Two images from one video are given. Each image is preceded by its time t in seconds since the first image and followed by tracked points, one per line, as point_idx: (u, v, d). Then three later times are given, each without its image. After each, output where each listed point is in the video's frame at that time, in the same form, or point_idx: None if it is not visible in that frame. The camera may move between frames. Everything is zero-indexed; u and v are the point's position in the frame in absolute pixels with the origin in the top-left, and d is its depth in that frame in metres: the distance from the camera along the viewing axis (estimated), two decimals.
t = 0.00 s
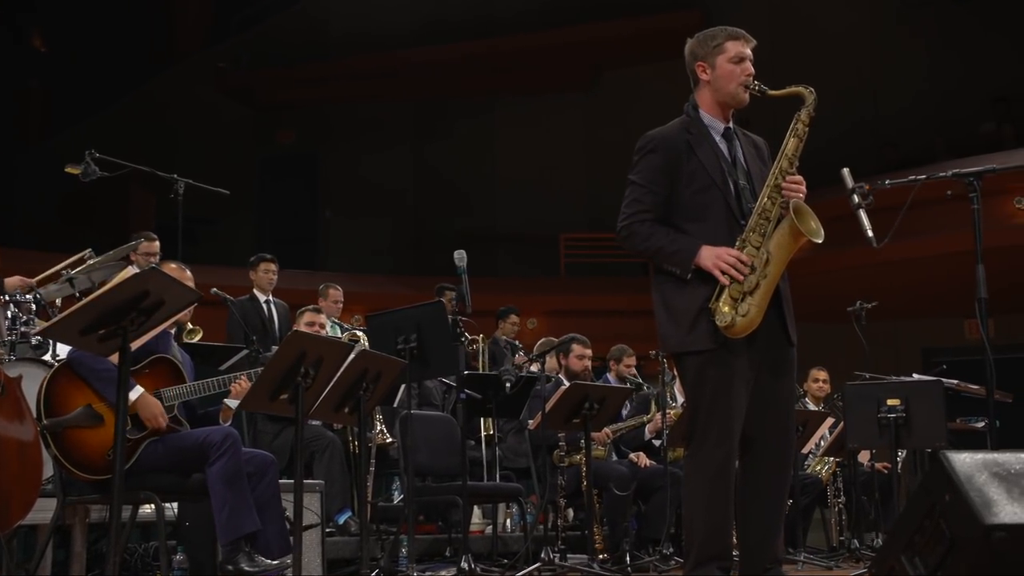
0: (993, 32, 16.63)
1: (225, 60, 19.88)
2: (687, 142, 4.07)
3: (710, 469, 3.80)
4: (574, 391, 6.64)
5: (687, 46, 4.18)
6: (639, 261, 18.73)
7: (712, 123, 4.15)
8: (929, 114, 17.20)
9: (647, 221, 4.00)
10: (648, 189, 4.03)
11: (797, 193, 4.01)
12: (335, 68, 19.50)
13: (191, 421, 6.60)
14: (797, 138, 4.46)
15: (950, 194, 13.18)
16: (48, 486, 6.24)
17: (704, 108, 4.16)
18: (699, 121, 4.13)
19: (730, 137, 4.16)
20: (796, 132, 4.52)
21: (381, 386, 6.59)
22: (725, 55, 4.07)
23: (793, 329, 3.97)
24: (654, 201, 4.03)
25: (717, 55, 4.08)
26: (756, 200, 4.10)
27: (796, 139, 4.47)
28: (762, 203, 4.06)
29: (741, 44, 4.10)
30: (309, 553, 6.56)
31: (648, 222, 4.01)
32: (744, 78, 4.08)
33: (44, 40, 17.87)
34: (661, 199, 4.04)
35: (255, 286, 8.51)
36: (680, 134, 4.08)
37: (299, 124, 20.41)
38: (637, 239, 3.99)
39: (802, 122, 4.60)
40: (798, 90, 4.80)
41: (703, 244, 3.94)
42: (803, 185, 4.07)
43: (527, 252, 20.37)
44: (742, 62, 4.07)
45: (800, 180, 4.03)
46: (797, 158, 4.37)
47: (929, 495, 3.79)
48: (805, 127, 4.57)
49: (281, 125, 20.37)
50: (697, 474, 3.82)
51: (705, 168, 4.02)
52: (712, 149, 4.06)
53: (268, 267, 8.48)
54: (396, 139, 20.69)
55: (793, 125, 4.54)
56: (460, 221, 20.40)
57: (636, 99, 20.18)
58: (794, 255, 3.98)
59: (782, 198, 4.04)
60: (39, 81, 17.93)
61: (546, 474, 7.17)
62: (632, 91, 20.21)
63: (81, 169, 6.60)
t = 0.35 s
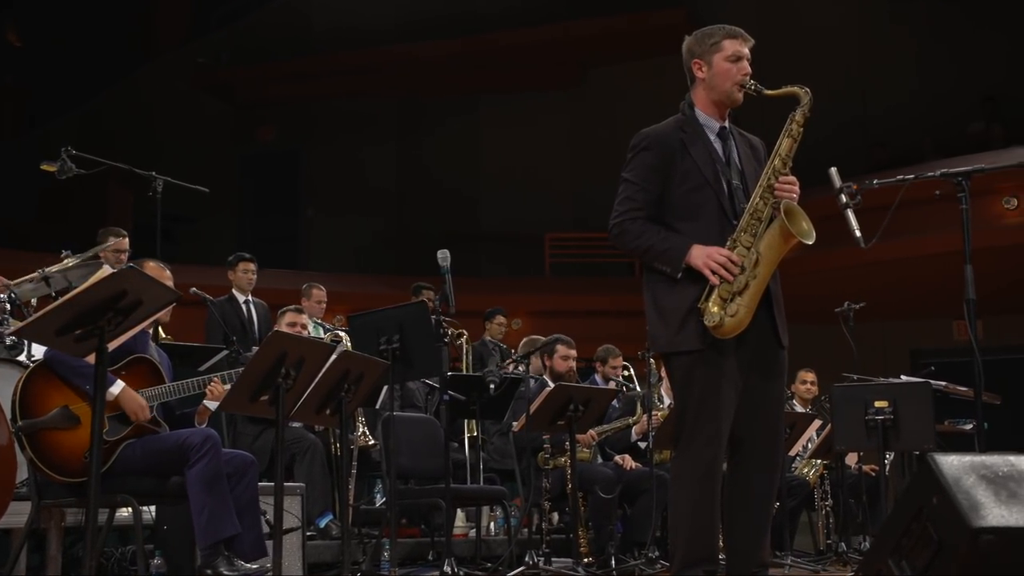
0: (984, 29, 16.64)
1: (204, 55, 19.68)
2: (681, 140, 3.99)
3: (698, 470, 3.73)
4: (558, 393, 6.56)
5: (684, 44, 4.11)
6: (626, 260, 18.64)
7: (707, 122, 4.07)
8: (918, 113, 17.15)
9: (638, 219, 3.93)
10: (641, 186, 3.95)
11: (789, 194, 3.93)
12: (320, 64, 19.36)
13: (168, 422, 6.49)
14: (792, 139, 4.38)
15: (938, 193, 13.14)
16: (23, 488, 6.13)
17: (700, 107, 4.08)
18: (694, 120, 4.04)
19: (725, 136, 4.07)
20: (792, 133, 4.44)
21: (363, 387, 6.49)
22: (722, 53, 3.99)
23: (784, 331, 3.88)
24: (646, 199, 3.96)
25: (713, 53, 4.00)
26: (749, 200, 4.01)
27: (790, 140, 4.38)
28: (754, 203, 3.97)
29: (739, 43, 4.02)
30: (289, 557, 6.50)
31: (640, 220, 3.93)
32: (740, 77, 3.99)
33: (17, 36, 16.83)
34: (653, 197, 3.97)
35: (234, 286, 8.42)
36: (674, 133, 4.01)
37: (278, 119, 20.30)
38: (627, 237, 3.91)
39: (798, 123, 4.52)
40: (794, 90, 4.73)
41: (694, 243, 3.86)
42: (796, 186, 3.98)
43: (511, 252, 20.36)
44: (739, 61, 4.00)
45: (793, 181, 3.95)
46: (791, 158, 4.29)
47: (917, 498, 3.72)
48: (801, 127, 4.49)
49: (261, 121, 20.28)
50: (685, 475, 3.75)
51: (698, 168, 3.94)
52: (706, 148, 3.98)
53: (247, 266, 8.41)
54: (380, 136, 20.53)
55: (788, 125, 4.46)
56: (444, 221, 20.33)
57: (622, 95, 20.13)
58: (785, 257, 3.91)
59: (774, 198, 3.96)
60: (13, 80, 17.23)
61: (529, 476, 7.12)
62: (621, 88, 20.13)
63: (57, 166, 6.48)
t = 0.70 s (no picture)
0: (971, 26, 16.47)
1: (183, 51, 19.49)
2: (679, 140, 3.92)
3: (685, 472, 3.66)
4: (542, 395, 6.49)
5: (685, 44, 4.03)
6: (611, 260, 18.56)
7: (707, 123, 3.99)
8: (906, 112, 17.01)
9: (634, 219, 3.87)
10: (638, 185, 3.88)
11: (786, 196, 3.84)
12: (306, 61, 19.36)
13: (145, 424, 6.38)
14: (790, 140, 4.30)
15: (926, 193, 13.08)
16: None
17: (700, 107, 4.00)
18: (693, 120, 3.97)
19: (724, 137, 3.99)
20: (790, 135, 4.36)
21: (345, 388, 6.38)
22: (722, 53, 3.91)
23: (778, 335, 3.79)
24: (642, 199, 3.89)
25: (714, 53, 3.92)
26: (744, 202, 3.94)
27: (789, 141, 4.30)
28: (749, 205, 3.89)
29: (740, 43, 3.95)
30: (269, 561, 6.40)
31: (634, 219, 3.87)
32: (741, 78, 3.91)
33: None
34: (650, 197, 3.90)
35: (213, 286, 8.33)
36: (672, 132, 3.93)
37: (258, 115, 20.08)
38: (621, 236, 3.85)
39: (798, 124, 4.44)
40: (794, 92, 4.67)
41: (688, 243, 3.78)
42: (793, 188, 3.89)
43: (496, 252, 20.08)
44: (740, 61, 3.91)
45: (789, 183, 3.86)
46: (789, 160, 4.21)
47: (904, 500, 3.65)
48: (799, 129, 4.42)
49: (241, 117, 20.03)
50: (672, 477, 3.68)
51: (696, 168, 3.87)
52: (704, 149, 3.90)
53: (226, 265, 8.32)
54: (365, 134, 20.21)
55: (787, 127, 4.39)
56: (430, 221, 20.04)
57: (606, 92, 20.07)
58: (779, 260, 3.82)
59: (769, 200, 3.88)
60: None
61: (513, 481, 6.85)
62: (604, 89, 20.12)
63: (33, 163, 6.36)
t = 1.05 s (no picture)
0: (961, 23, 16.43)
1: (161, 47, 19.42)
2: (676, 140, 3.84)
3: (673, 473, 3.59)
4: (525, 398, 6.40)
5: (687, 44, 3.96)
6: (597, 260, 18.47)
7: (706, 123, 3.92)
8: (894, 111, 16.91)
9: (628, 217, 3.79)
10: (633, 183, 3.80)
11: (781, 199, 3.76)
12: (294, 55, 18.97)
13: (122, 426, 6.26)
14: (787, 142, 4.22)
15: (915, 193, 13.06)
16: None
17: (700, 108, 3.92)
18: (692, 120, 3.89)
19: (723, 138, 3.92)
20: (787, 137, 4.29)
21: (326, 389, 6.29)
22: (724, 54, 3.83)
23: (770, 337, 3.71)
24: (638, 197, 3.81)
25: (715, 54, 3.84)
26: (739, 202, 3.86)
27: (786, 143, 4.23)
28: (742, 206, 3.81)
29: (742, 44, 3.87)
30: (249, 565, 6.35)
31: (629, 218, 3.79)
32: (742, 78, 3.83)
33: None
34: (645, 195, 3.82)
35: (194, 285, 8.24)
36: (670, 131, 3.85)
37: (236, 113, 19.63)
38: (614, 234, 3.77)
39: (795, 126, 4.38)
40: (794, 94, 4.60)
41: (681, 243, 3.70)
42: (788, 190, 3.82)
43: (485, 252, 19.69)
44: (742, 62, 3.84)
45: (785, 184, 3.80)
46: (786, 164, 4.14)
47: (892, 504, 3.57)
48: (797, 132, 4.35)
49: (221, 115, 19.64)
50: (659, 478, 3.60)
51: (692, 169, 3.79)
52: (702, 149, 3.82)
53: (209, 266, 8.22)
54: (350, 134, 19.67)
55: (784, 129, 4.31)
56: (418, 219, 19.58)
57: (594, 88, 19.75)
58: (770, 262, 3.75)
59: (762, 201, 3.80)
60: None
61: (498, 482, 6.97)
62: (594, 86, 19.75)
63: (8, 160, 6.24)
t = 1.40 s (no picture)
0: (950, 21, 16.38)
1: (141, 42, 19.05)
2: (667, 140, 3.76)
3: (660, 474, 3.52)
4: (509, 399, 6.32)
5: (680, 43, 3.87)
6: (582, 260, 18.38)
7: (698, 123, 3.83)
8: (881, 111, 16.84)
9: (619, 215, 3.70)
10: (623, 181, 3.72)
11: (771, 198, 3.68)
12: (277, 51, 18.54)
13: (98, 428, 6.12)
14: (779, 142, 4.13)
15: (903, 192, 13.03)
16: None
17: (692, 107, 3.83)
18: (684, 120, 3.80)
19: (715, 138, 3.82)
20: (779, 137, 4.20)
21: (308, 390, 6.20)
22: (716, 53, 3.75)
23: (760, 339, 3.63)
24: (628, 195, 3.73)
25: (707, 53, 3.76)
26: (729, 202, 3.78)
27: (778, 144, 4.13)
28: (732, 206, 3.72)
29: (735, 42, 3.78)
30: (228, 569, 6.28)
31: (619, 216, 3.70)
32: (734, 77, 3.75)
33: None
34: (635, 195, 3.74)
35: (174, 284, 8.14)
36: (661, 130, 3.78)
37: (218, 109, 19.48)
38: (603, 232, 3.69)
39: (788, 126, 4.29)
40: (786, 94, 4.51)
41: (671, 241, 3.62)
42: (778, 189, 3.74)
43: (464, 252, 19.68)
44: (734, 61, 3.75)
45: (776, 184, 3.73)
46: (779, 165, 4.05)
47: (877, 507, 3.50)
48: (789, 131, 4.26)
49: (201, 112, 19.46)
50: (646, 479, 3.54)
51: (683, 168, 3.71)
52: (693, 149, 3.74)
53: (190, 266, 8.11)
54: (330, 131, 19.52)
55: (777, 129, 4.23)
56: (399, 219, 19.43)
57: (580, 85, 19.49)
58: (760, 262, 3.67)
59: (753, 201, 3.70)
60: None
61: (480, 484, 6.83)
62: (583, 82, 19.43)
63: None
